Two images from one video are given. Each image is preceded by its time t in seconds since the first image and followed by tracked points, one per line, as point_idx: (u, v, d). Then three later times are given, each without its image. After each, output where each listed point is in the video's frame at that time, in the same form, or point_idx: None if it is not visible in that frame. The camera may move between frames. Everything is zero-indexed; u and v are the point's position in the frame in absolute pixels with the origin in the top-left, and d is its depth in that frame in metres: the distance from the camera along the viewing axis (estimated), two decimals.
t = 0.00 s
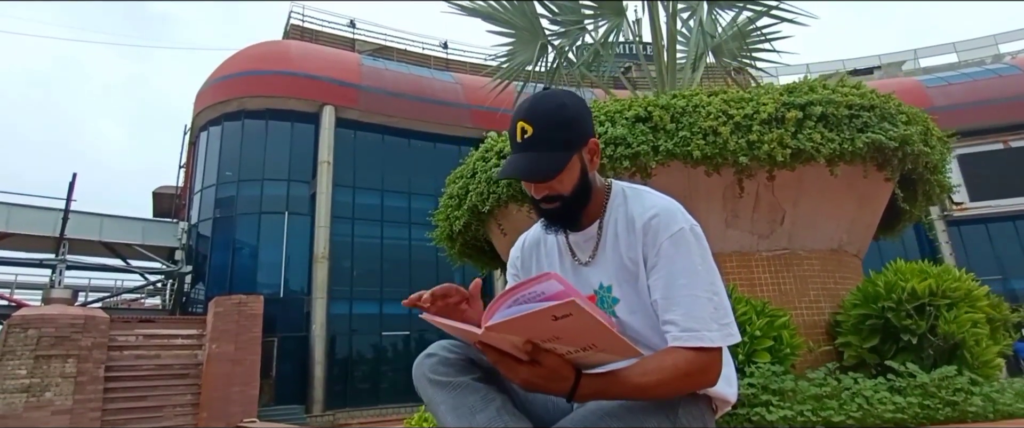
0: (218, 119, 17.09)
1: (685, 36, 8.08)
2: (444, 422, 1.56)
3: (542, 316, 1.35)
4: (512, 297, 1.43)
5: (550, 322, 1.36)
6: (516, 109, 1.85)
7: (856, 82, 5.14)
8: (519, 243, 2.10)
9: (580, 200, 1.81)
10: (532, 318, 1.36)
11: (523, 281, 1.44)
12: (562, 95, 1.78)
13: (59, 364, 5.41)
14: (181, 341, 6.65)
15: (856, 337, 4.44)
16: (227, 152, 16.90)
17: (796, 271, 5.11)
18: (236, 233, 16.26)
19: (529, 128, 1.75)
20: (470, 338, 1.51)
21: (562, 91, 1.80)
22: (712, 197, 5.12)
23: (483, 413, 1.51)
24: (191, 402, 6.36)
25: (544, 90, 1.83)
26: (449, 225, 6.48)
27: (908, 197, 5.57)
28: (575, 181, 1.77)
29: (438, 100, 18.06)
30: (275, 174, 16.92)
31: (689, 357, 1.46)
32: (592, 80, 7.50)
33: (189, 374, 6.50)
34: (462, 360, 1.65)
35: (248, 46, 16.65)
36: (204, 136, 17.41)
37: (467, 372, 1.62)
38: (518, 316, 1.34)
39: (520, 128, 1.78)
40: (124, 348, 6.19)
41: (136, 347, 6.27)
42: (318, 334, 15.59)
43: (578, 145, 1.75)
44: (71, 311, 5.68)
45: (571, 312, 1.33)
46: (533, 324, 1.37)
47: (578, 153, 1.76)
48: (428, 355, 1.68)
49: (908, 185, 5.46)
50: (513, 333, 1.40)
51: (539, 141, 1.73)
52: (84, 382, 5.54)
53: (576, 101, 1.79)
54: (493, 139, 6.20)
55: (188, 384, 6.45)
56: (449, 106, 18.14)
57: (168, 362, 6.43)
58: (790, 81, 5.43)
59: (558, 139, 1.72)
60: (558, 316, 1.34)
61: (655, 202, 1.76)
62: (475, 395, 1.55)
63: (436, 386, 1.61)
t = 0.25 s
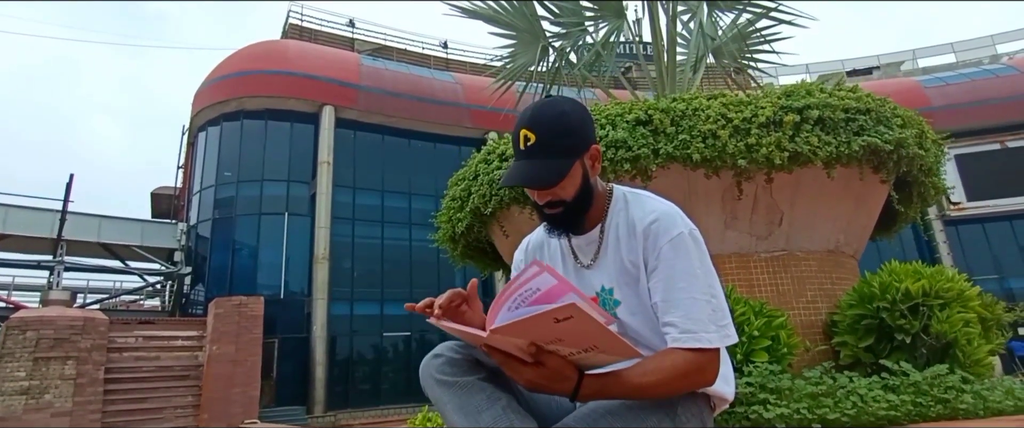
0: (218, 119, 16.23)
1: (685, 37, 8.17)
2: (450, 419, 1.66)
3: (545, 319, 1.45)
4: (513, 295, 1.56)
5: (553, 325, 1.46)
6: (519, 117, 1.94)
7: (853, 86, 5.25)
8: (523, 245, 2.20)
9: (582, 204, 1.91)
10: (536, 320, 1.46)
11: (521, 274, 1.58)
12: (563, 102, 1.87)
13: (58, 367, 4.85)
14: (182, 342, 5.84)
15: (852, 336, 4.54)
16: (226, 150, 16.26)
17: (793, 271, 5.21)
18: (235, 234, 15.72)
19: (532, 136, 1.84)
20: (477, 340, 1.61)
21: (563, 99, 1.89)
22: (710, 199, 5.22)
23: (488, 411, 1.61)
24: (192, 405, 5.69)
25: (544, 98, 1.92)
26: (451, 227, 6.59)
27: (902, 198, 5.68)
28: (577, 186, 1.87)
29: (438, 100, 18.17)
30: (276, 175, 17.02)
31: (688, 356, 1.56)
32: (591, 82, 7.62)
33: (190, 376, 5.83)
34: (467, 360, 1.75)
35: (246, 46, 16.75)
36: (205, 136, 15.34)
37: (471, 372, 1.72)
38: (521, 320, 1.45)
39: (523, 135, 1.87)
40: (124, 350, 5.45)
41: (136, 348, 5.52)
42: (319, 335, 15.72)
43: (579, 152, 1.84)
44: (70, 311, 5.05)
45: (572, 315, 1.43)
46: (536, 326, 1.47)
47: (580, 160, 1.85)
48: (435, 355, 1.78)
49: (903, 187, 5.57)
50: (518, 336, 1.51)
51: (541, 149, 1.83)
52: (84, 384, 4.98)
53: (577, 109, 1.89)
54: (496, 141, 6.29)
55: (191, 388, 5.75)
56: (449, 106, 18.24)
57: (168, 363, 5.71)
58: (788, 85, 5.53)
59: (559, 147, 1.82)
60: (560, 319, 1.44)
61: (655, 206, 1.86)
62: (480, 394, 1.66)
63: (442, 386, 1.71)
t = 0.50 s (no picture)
0: (217, 119, 16.46)
1: (685, 38, 8.14)
2: (452, 417, 1.61)
3: (546, 317, 1.40)
4: (509, 292, 1.53)
5: (553, 322, 1.42)
6: (519, 116, 1.89)
7: (851, 87, 5.22)
8: (523, 245, 2.15)
9: (582, 204, 1.86)
10: (535, 318, 1.41)
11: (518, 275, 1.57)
12: (563, 102, 1.82)
13: (58, 368, 4.83)
14: (183, 344, 6.03)
15: (854, 339, 4.49)
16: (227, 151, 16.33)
17: (795, 274, 5.15)
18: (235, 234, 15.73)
19: (533, 135, 1.79)
20: (477, 338, 1.57)
21: (564, 98, 1.84)
22: (710, 200, 5.17)
23: (490, 410, 1.57)
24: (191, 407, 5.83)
25: (545, 97, 1.86)
26: (451, 227, 6.54)
27: (903, 199, 5.64)
28: (577, 186, 1.82)
29: (438, 101, 18.16)
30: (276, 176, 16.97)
31: (689, 356, 1.52)
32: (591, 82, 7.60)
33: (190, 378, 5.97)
34: (470, 359, 1.70)
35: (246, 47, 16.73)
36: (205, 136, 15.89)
37: (474, 370, 1.67)
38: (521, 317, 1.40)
39: (523, 135, 1.82)
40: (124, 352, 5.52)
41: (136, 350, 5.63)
42: (318, 337, 15.62)
43: (580, 151, 1.79)
44: (71, 312, 5.10)
45: (573, 312, 1.38)
46: (535, 324, 1.43)
47: (580, 160, 1.80)
48: (437, 353, 1.73)
49: (904, 188, 5.52)
50: (517, 334, 1.46)
51: (542, 149, 1.78)
52: (83, 386, 4.93)
53: (577, 108, 1.84)
54: (497, 141, 6.25)
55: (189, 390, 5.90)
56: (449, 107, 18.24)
57: (168, 365, 5.85)
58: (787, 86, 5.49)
59: (560, 148, 1.77)
60: (561, 317, 1.39)
61: (655, 205, 1.81)
62: (482, 393, 1.61)
63: (444, 384, 1.66)
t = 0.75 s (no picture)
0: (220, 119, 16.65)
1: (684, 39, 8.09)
2: (453, 416, 1.55)
3: (546, 314, 1.34)
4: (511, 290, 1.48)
5: (553, 319, 1.36)
6: (519, 112, 1.84)
7: (851, 86, 5.17)
8: (522, 244, 2.10)
9: (582, 202, 1.80)
10: (535, 314, 1.36)
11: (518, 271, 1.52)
12: (563, 99, 1.78)
13: (57, 369, 5.09)
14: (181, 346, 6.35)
15: (858, 341, 4.43)
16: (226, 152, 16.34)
17: (797, 275, 5.09)
18: (236, 235, 15.63)
19: (533, 132, 1.74)
20: (477, 335, 1.51)
21: (565, 96, 1.80)
22: (711, 201, 5.12)
23: (491, 408, 1.51)
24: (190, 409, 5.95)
25: (545, 94, 1.82)
26: (451, 227, 6.47)
27: (905, 201, 5.57)
28: (577, 184, 1.76)
29: (438, 103, 18.14)
30: (276, 176, 16.93)
31: (691, 355, 1.46)
32: (591, 82, 7.59)
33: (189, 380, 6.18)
34: (471, 356, 1.65)
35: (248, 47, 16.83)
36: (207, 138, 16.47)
37: (476, 368, 1.61)
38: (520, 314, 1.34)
39: (523, 131, 1.77)
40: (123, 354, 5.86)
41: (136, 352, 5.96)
42: (317, 339, 15.51)
43: (580, 148, 1.74)
44: (71, 312, 5.41)
45: (574, 309, 1.32)
46: (535, 322, 1.37)
47: (580, 157, 1.75)
48: (437, 351, 1.67)
49: (906, 189, 5.46)
50: (516, 331, 1.40)
51: (541, 145, 1.73)
52: (83, 387, 5.18)
53: (578, 106, 1.79)
54: (496, 140, 6.18)
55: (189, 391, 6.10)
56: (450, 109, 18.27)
57: (167, 368, 6.12)
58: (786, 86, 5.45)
59: (560, 144, 1.71)
60: (562, 313, 1.33)
61: (656, 203, 1.76)
62: (483, 391, 1.55)
63: (445, 382, 1.60)
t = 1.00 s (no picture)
0: (221, 120, 17.14)
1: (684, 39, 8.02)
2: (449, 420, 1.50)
3: (544, 314, 1.29)
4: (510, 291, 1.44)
5: (552, 321, 1.31)
6: (518, 111, 1.79)
7: (852, 86, 5.11)
8: (520, 243, 2.04)
9: (581, 202, 1.75)
10: (534, 316, 1.31)
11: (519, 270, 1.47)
12: (563, 98, 1.73)
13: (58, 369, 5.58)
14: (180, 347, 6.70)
15: (861, 344, 4.38)
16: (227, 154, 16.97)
17: (799, 277, 5.04)
18: (235, 237, 16.22)
19: (531, 130, 1.70)
20: (473, 337, 1.46)
21: (564, 93, 1.75)
22: (711, 201, 5.07)
23: (488, 412, 1.46)
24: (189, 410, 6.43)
25: (545, 91, 1.77)
26: (450, 227, 6.42)
27: (907, 201, 5.52)
28: (575, 183, 1.71)
29: (439, 104, 18.09)
30: (276, 177, 16.90)
31: (692, 358, 1.40)
32: (591, 82, 7.56)
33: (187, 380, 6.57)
34: (468, 359, 1.59)
35: (249, 48, 16.82)
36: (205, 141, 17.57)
37: (474, 370, 1.56)
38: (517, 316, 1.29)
39: (521, 130, 1.73)
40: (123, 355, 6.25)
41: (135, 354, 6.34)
42: (317, 340, 15.44)
43: (579, 147, 1.69)
44: (73, 314, 5.86)
45: (574, 309, 1.27)
46: (533, 323, 1.32)
47: (579, 156, 1.70)
48: (434, 354, 1.62)
49: (908, 190, 5.40)
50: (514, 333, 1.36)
51: (539, 143, 1.68)
52: (83, 387, 5.68)
53: (578, 104, 1.74)
54: (494, 141, 6.14)
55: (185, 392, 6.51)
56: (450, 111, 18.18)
57: (167, 368, 6.53)
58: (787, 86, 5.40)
59: (557, 142, 1.67)
60: (561, 314, 1.28)
61: (655, 203, 1.71)
62: (481, 394, 1.49)
63: (442, 385, 1.54)
